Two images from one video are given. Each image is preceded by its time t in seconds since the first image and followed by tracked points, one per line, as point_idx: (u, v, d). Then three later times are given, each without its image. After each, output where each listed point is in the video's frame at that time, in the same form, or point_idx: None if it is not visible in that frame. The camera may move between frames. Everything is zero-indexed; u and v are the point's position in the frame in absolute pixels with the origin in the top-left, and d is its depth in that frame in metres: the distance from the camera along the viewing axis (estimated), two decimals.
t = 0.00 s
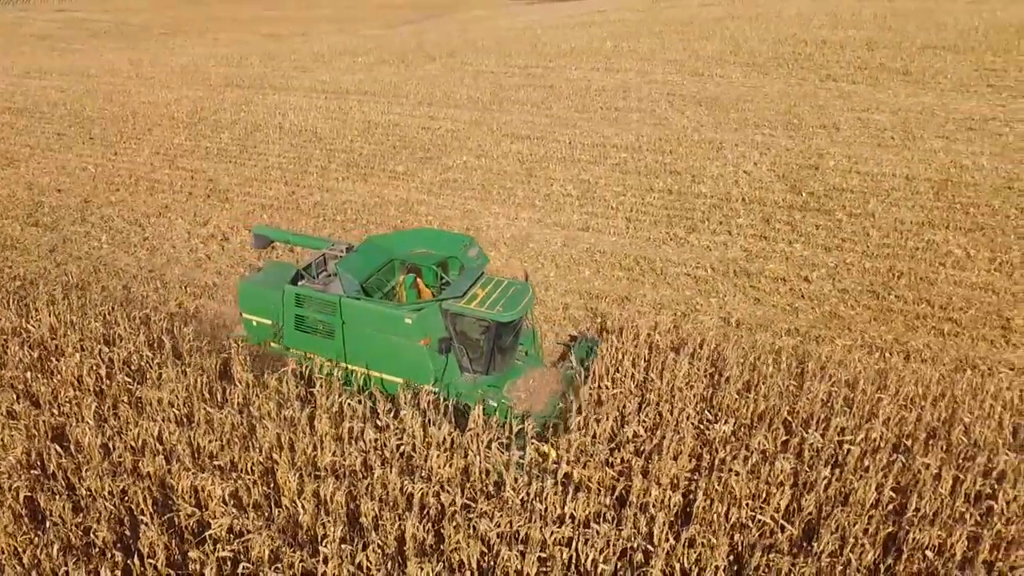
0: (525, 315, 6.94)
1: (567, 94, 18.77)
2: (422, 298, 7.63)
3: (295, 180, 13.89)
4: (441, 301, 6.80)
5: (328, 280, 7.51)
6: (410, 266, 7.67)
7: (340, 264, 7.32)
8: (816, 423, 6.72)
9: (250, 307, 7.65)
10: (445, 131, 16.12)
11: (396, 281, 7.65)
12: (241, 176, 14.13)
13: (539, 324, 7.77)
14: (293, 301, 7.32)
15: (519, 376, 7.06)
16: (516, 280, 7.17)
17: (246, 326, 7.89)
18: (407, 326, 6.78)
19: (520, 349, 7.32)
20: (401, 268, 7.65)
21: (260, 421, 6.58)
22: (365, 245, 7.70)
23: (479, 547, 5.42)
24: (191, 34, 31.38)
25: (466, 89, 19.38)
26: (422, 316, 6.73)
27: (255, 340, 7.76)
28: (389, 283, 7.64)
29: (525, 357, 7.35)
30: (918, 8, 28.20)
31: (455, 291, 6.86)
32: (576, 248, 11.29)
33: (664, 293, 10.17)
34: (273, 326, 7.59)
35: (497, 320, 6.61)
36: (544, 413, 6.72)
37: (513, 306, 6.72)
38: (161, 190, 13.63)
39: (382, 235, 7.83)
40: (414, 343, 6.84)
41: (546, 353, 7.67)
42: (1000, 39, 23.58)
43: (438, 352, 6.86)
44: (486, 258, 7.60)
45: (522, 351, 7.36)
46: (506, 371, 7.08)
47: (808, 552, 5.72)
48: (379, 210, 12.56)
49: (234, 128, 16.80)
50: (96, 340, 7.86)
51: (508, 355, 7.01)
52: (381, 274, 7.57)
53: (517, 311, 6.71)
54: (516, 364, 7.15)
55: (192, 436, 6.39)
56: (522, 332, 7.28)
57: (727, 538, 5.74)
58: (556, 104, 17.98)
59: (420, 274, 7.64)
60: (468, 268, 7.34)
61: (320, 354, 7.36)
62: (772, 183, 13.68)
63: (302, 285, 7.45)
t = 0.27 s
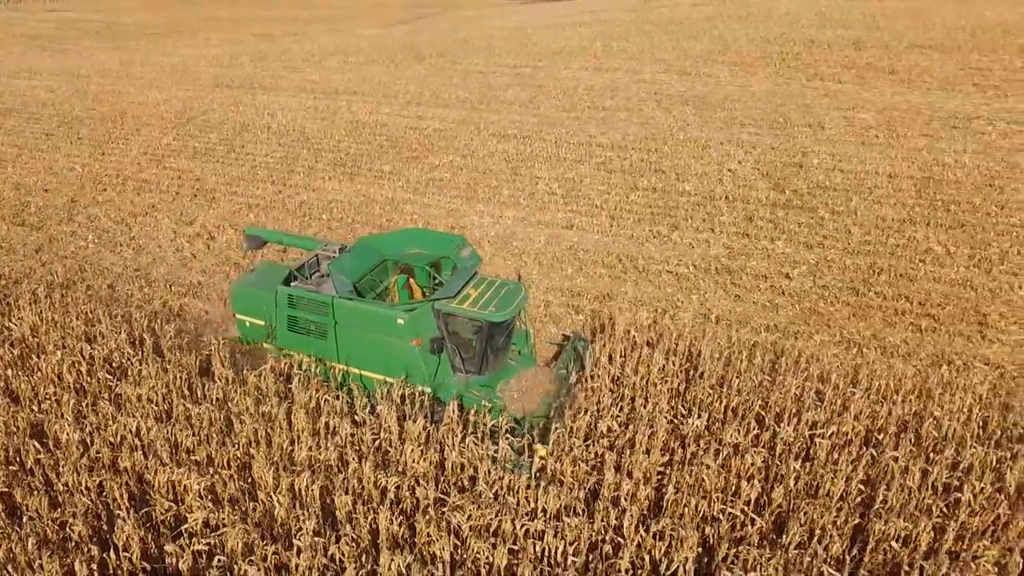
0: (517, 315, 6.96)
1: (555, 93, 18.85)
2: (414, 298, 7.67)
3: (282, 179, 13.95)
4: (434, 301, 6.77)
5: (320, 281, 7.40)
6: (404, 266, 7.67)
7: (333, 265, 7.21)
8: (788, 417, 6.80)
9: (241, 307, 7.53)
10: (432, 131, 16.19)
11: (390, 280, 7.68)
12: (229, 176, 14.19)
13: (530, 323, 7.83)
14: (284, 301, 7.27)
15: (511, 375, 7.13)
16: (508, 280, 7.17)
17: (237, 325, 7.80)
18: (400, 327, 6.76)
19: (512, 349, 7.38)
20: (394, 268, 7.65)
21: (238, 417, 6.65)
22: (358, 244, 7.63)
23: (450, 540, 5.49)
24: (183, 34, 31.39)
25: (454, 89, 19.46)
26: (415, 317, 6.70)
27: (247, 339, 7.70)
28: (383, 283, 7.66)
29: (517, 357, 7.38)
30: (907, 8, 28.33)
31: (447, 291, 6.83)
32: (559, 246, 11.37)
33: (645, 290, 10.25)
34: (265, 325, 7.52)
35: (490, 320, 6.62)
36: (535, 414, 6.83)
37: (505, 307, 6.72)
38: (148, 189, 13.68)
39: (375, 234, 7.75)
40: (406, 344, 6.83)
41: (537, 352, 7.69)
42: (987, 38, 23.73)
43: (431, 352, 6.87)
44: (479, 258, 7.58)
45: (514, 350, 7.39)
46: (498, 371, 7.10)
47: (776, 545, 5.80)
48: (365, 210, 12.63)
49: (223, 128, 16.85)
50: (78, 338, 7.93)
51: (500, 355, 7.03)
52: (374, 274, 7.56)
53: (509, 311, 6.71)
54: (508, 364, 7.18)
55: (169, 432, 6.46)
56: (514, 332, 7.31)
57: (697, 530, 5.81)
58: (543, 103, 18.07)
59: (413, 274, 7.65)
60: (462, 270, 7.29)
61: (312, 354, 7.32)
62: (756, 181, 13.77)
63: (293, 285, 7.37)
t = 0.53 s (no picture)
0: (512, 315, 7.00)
1: (545, 92, 18.93)
2: (410, 297, 7.77)
3: (272, 178, 14.02)
4: (430, 300, 6.82)
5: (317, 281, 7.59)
6: (399, 266, 7.84)
7: (330, 264, 7.35)
8: (763, 411, 6.89)
9: (237, 307, 7.59)
10: (422, 130, 16.27)
11: (386, 279, 7.83)
12: (219, 175, 14.26)
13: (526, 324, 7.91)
14: (280, 301, 7.31)
15: (507, 375, 7.14)
16: (504, 279, 7.22)
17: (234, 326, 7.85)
18: (396, 326, 6.81)
19: (508, 349, 7.40)
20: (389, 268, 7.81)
21: (219, 412, 6.73)
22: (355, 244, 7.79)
23: (426, 532, 5.57)
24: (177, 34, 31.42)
25: (446, 88, 19.53)
26: (411, 316, 6.76)
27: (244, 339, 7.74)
28: (378, 282, 7.82)
29: (513, 356, 7.41)
30: (899, 7, 28.43)
31: (443, 291, 6.87)
32: (545, 244, 11.45)
33: (629, 287, 10.33)
34: (261, 325, 7.56)
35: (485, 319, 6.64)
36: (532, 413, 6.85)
37: (501, 305, 6.76)
38: (138, 188, 13.74)
39: (371, 235, 7.94)
40: (403, 343, 6.88)
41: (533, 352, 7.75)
42: (977, 36, 23.82)
43: (427, 352, 6.91)
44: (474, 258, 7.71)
45: (510, 350, 7.44)
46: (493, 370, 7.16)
47: (749, 537, 5.88)
48: (353, 208, 12.70)
49: (214, 128, 16.91)
50: (63, 335, 8.00)
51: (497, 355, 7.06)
52: (370, 273, 7.71)
53: (505, 310, 6.73)
54: (504, 364, 7.22)
55: (150, 427, 6.54)
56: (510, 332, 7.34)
57: (670, 522, 5.89)
58: (534, 102, 18.14)
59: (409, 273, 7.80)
60: (457, 270, 7.36)
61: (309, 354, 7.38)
62: (743, 179, 13.86)
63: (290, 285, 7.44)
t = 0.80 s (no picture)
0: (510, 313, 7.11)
1: (537, 91, 19.02)
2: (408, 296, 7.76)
3: (263, 176, 14.11)
4: (428, 299, 6.91)
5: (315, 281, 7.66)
6: (398, 265, 7.76)
7: (327, 263, 7.36)
8: (741, 404, 6.98)
9: (236, 306, 7.67)
10: (414, 129, 16.36)
11: (384, 278, 7.78)
12: (211, 173, 14.34)
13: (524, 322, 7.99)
14: (279, 300, 7.38)
15: (505, 374, 7.27)
16: (502, 279, 7.29)
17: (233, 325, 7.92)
18: (394, 325, 6.90)
19: (506, 348, 7.50)
20: (388, 267, 7.74)
21: (205, 406, 6.83)
22: (353, 243, 7.77)
23: (405, 523, 5.66)
24: (172, 35, 31.46)
25: (438, 87, 19.61)
26: (409, 315, 6.86)
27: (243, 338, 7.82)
28: (377, 281, 7.75)
29: (510, 355, 7.53)
30: (892, 6, 28.55)
31: (442, 290, 6.96)
32: (533, 241, 11.54)
33: (615, 284, 10.41)
34: (260, 325, 7.64)
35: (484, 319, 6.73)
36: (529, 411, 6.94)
37: (498, 304, 6.85)
38: (130, 187, 13.82)
39: (369, 233, 7.89)
40: (401, 342, 6.97)
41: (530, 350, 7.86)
42: (968, 36, 23.95)
43: (426, 350, 7.00)
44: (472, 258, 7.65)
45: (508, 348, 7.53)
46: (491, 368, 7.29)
47: (724, 528, 5.97)
48: (343, 206, 12.78)
49: (206, 127, 16.99)
50: (52, 331, 8.11)
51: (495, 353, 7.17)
52: (368, 272, 7.66)
53: (503, 309, 6.83)
54: (502, 362, 7.34)
55: (137, 420, 6.63)
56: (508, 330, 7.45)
57: (646, 513, 5.98)
58: (526, 101, 18.23)
59: (407, 273, 7.74)
60: (455, 269, 7.41)
61: (308, 353, 7.47)
62: (731, 176, 13.95)
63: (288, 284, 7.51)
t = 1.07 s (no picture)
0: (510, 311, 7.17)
1: (529, 89, 19.14)
2: (408, 292, 8.03)
3: (256, 174, 14.22)
4: (429, 296, 6.98)
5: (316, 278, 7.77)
6: (399, 262, 8.05)
7: (329, 261, 7.52)
8: (721, 395, 7.11)
9: (239, 304, 7.80)
10: (407, 127, 16.48)
11: (385, 275, 8.06)
12: (204, 171, 14.46)
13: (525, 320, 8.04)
14: (281, 297, 7.51)
15: (507, 371, 7.28)
16: (502, 276, 7.36)
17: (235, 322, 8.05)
18: (395, 321, 7.00)
19: (507, 344, 7.53)
20: (389, 264, 8.03)
21: (194, 398, 6.95)
22: (354, 242, 7.98)
23: (389, 511, 5.78)
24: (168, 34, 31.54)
25: (432, 86, 19.73)
26: (410, 311, 6.95)
27: (246, 336, 7.93)
28: (378, 277, 8.03)
29: (511, 352, 7.55)
30: (885, 4, 28.68)
31: (442, 287, 7.03)
32: (523, 238, 11.67)
33: (603, 280, 10.53)
34: (262, 322, 7.77)
35: (483, 315, 6.81)
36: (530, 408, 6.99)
37: (498, 301, 6.92)
38: (124, 185, 13.94)
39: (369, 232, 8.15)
40: (402, 338, 7.06)
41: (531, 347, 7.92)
42: (960, 34, 24.09)
43: (426, 346, 7.07)
44: (471, 255, 7.91)
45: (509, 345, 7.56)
46: (492, 365, 7.30)
47: (702, 515, 6.09)
48: (335, 203, 12.90)
49: (201, 125, 17.10)
50: (44, 325, 8.23)
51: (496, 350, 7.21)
52: (370, 269, 7.93)
53: (503, 305, 6.91)
54: (502, 359, 7.38)
55: (126, 412, 6.75)
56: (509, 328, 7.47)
57: (625, 501, 6.10)
58: (519, 99, 18.35)
59: (407, 270, 8.03)
60: (455, 267, 7.49)
61: (310, 349, 7.59)
62: (720, 173, 14.07)
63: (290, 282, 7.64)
